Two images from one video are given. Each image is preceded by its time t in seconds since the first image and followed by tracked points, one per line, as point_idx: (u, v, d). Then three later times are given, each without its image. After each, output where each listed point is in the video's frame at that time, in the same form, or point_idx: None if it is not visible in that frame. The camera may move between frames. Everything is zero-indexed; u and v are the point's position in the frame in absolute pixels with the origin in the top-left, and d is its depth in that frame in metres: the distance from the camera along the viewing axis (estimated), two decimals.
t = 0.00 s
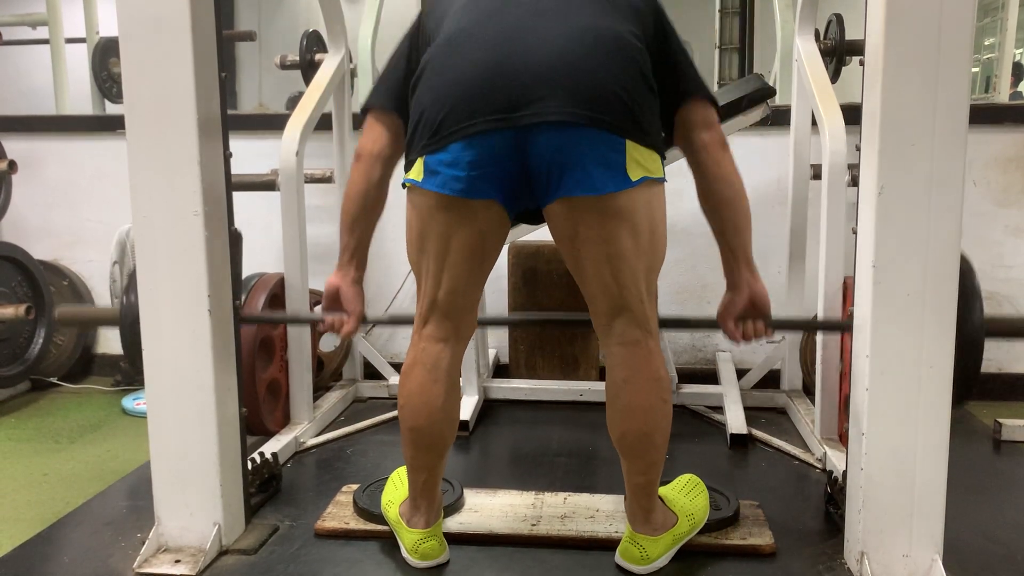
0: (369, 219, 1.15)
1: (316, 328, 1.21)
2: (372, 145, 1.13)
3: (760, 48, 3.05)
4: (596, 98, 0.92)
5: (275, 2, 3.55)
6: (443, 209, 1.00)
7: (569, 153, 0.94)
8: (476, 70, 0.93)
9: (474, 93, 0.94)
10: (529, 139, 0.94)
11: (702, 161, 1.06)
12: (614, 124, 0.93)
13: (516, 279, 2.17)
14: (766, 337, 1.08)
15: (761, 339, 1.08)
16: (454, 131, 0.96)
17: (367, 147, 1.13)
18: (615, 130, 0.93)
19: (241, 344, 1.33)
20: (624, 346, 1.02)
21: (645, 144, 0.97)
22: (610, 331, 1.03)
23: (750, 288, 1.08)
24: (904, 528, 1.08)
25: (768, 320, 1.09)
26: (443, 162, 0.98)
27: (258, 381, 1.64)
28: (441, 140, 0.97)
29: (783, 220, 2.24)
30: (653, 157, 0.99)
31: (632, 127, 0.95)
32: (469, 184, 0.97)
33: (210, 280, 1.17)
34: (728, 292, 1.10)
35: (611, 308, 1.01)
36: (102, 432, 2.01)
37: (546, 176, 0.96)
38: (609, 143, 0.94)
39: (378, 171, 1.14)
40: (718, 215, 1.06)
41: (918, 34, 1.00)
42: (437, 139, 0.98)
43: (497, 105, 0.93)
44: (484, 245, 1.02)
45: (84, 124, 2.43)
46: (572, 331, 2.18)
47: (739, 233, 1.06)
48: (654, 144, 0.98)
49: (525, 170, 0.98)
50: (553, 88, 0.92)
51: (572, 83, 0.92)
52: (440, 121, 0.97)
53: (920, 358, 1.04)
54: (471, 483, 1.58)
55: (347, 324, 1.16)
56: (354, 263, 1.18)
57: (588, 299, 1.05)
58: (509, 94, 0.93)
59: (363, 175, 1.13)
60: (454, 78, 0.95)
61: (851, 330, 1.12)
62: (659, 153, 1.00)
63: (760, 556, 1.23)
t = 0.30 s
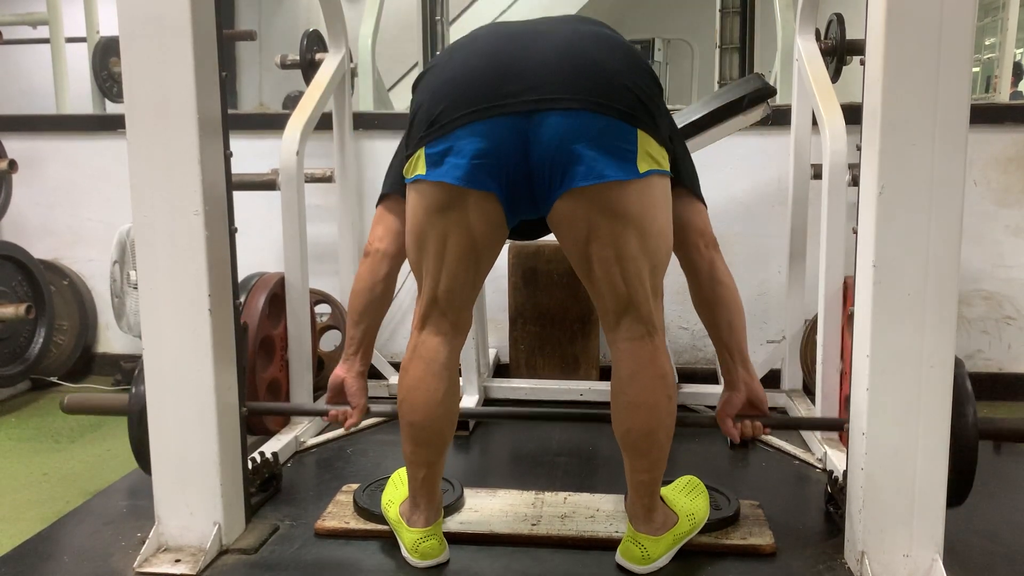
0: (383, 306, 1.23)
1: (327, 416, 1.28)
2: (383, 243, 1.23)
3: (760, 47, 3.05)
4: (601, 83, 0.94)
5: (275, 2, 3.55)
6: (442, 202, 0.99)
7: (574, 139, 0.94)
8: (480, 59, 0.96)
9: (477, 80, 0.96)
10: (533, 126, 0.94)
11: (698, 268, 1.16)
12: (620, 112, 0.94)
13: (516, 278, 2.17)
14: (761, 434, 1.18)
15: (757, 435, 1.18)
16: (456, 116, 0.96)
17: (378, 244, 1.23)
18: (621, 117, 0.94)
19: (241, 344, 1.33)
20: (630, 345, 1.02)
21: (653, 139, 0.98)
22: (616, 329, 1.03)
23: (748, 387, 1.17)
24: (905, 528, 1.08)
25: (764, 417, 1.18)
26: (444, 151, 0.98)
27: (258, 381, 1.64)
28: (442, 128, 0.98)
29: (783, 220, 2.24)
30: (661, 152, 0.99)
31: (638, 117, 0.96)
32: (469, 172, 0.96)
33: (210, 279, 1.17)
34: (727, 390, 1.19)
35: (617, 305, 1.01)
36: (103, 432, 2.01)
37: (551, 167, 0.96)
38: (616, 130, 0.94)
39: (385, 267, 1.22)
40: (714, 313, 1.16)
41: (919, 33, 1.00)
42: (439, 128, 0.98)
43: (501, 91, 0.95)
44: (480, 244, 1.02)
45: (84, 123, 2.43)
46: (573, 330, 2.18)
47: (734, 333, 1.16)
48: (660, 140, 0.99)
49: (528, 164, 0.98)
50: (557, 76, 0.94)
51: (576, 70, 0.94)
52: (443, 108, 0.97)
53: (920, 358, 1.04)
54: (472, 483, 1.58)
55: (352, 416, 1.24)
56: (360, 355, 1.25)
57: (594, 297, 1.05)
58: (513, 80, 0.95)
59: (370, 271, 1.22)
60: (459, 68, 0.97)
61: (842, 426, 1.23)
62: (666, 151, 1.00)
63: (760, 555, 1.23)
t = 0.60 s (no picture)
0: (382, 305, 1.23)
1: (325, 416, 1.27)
2: (382, 243, 1.23)
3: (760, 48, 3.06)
4: (598, 86, 0.94)
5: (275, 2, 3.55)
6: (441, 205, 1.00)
7: (571, 141, 0.94)
8: (478, 62, 0.95)
9: (475, 82, 0.95)
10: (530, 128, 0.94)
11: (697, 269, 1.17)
12: (616, 115, 0.94)
13: (516, 279, 2.17)
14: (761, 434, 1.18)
15: (755, 436, 1.18)
16: (454, 120, 0.96)
17: (377, 244, 1.23)
18: (618, 119, 0.94)
19: (241, 344, 1.33)
20: (627, 346, 1.02)
21: (650, 142, 0.98)
22: (614, 330, 1.03)
23: (748, 386, 1.16)
24: (904, 529, 1.08)
25: (764, 418, 1.18)
26: (441, 154, 0.98)
27: (258, 381, 1.64)
28: (440, 131, 0.98)
29: (783, 221, 2.24)
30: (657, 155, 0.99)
31: (635, 121, 0.96)
32: (466, 175, 0.96)
33: (210, 280, 1.17)
34: (727, 390, 1.19)
35: (615, 306, 1.01)
36: (102, 432, 2.01)
37: (547, 170, 0.96)
38: (611, 135, 0.95)
39: (386, 267, 1.22)
40: (713, 313, 1.17)
41: (918, 34, 1.00)
42: (436, 131, 0.98)
43: (497, 95, 0.95)
44: (478, 244, 1.02)
45: (85, 124, 2.43)
46: (573, 331, 2.18)
47: (734, 332, 1.16)
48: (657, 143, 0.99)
49: (525, 167, 0.98)
50: (555, 79, 0.94)
51: (573, 73, 0.94)
52: (440, 111, 0.97)
53: (920, 359, 1.04)
54: (472, 484, 1.58)
55: (352, 415, 1.24)
56: (360, 355, 1.24)
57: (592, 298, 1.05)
58: (511, 83, 0.95)
59: (370, 271, 1.22)
60: (456, 72, 0.97)
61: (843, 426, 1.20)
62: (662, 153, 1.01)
63: (760, 557, 1.23)
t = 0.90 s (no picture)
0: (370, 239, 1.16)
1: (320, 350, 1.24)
2: (372, 173, 1.14)
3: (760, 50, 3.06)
4: (600, 89, 0.93)
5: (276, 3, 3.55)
6: (444, 210, 1.00)
7: (573, 145, 0.94)
8: (480, 63, 0.94)
9: (477, 84, 0.95)
10: (532, 132, 0.94)
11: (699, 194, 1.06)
12: (616, 119, 0.94)
13: (516, 280, 2.16)
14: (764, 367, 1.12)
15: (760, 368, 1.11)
16: (456, 123, 0.96)
17: (366, 174, 1.14)
18: (619, 123, 0.94)
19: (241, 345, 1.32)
20: (625, 349, 1.02)
21: (651, 141, 0.98)
22: (611, 334, 1.03)
23: (748, 317, 1.10)
24: (904, 531, 1.08)
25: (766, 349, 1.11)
26: (443, 158, 0.98)
27: (258, 382, 1.64)
28: (442, 133, 0.98)
29: (783, 222, 2.24)
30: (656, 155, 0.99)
31: (637, 122, 0.95)
32: (469, 179, 0.97)
33: (210, 280, 1.17)
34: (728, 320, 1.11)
35: (611, 310, 1.01)
36: (102, 433, 2.01)
37: (547, 171, 0.96)
38: (612, 138, 0.94)
39: (383, 200, 1.14)
40: (716, 242, 1.07)
41: (918, 36, 1.00)
42: (438, 133, 0.98)
43: (498, 99, 0.94)
44: (486, 248, 1.02)
45: (85, 125, 2.43)
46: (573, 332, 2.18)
47: (737, 261, 1.07)
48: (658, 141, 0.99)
49: (526, 169, 0.98)
50: (557, 82, 0.93)
51: (575, 75, 0.93)
52: (442, 114, 0.97)
53: (920, 361, 1.04)
54: (471, 485, 1.58)
55: (349, 349, 1.16)
56: (355, 290, 1.18)
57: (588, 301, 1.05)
58: (513, 85, 0.94)
59: (367, 204, 1.14)
60: (457, 72, 0.96)
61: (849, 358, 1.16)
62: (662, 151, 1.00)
63: (760, 559, 1.23)
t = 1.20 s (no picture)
0: (362, 150, 1.14)
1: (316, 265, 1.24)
2: (362, 85, 1.10)
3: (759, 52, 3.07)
4: (594, 105, 0.92)
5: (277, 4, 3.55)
6: (443, 214, 1.01)
7: (569, 159, 0.94)
8: (475, 81, 0.93)
9: (473, 104, 0.94)
10: (529, 148, 0.94)
11: (704, 102, 1.03)
12: (608, 134, 0.93)
13: (516, 281, 2.15)
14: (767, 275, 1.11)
15: (761, 277, 1.11)
16: (451, 142, 0.96)
17: (356, 87, 1.10)
18: (610, 137, 0.94)
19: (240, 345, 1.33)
20: (619, 349, 1.02)
21: (642, 148, 0.98)
22: (605, 334, 1.02)
23: (753, 227, 1.09)
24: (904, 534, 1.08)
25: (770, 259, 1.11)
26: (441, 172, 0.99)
27: (258, 383, 1.64)
28: (438, 150, 0.98)
29: (783, 224, 2.24)
30: (649, 160, 1.00)
31: (631, 133, 0.95)
32: (467, 194, 0.98)
33: (210, 281, 1.17)
34: (732, 229, 1.11)
35: (606, 309, 1.01)
36: (102, 434, 2.01)
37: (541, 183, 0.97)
38: (604, 152, 0.94)
39: (371, 112, 1.12)
40: (725, 154, 1.05)
41: (918, 41, 1.00)
42: (434, 149, 0.99)
43: (491, 117, 0.94)
44: (491, 247, 1.02)
45: (86, 126, 2.43)
46: (573, 334, 2.18)
47: (746, 172, 1.06)
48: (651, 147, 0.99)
49: (522, 179, 0.99)
50: (550, 98, 0.92)
51: (570, 92, 0.92)
52: (437, 131, 0.97)
53: (920, 363, 1.04)
54: (471, 487, 1.58)
55: (346, 263, 1.17)
56: (350, 205, 1.18)
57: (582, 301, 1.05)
58: (509, 104, 0.93)
59: (355, 117, 1.12)
60: (450, 90, 0.95)
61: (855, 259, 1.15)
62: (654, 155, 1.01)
63: (759, 561, 1.23)
